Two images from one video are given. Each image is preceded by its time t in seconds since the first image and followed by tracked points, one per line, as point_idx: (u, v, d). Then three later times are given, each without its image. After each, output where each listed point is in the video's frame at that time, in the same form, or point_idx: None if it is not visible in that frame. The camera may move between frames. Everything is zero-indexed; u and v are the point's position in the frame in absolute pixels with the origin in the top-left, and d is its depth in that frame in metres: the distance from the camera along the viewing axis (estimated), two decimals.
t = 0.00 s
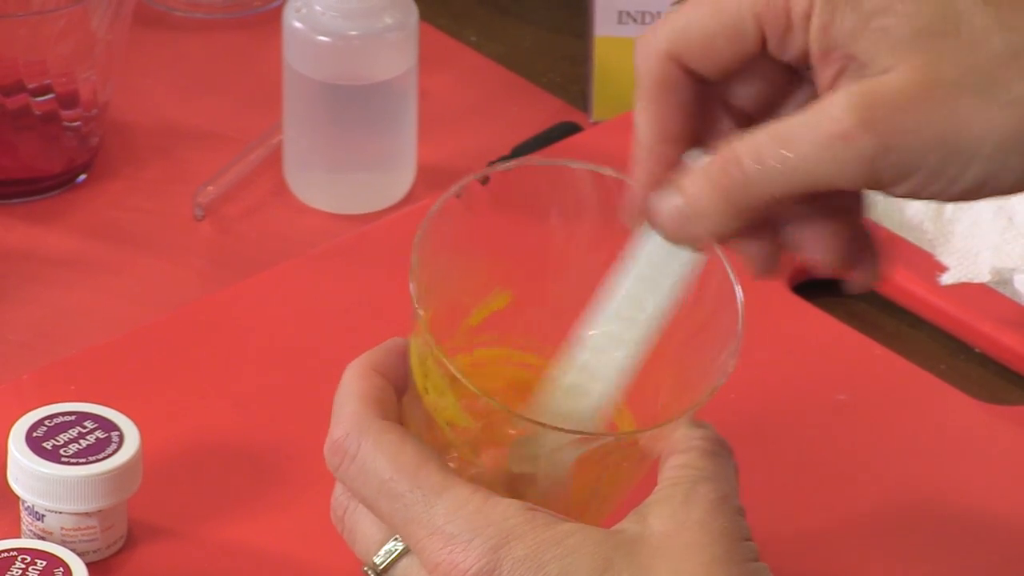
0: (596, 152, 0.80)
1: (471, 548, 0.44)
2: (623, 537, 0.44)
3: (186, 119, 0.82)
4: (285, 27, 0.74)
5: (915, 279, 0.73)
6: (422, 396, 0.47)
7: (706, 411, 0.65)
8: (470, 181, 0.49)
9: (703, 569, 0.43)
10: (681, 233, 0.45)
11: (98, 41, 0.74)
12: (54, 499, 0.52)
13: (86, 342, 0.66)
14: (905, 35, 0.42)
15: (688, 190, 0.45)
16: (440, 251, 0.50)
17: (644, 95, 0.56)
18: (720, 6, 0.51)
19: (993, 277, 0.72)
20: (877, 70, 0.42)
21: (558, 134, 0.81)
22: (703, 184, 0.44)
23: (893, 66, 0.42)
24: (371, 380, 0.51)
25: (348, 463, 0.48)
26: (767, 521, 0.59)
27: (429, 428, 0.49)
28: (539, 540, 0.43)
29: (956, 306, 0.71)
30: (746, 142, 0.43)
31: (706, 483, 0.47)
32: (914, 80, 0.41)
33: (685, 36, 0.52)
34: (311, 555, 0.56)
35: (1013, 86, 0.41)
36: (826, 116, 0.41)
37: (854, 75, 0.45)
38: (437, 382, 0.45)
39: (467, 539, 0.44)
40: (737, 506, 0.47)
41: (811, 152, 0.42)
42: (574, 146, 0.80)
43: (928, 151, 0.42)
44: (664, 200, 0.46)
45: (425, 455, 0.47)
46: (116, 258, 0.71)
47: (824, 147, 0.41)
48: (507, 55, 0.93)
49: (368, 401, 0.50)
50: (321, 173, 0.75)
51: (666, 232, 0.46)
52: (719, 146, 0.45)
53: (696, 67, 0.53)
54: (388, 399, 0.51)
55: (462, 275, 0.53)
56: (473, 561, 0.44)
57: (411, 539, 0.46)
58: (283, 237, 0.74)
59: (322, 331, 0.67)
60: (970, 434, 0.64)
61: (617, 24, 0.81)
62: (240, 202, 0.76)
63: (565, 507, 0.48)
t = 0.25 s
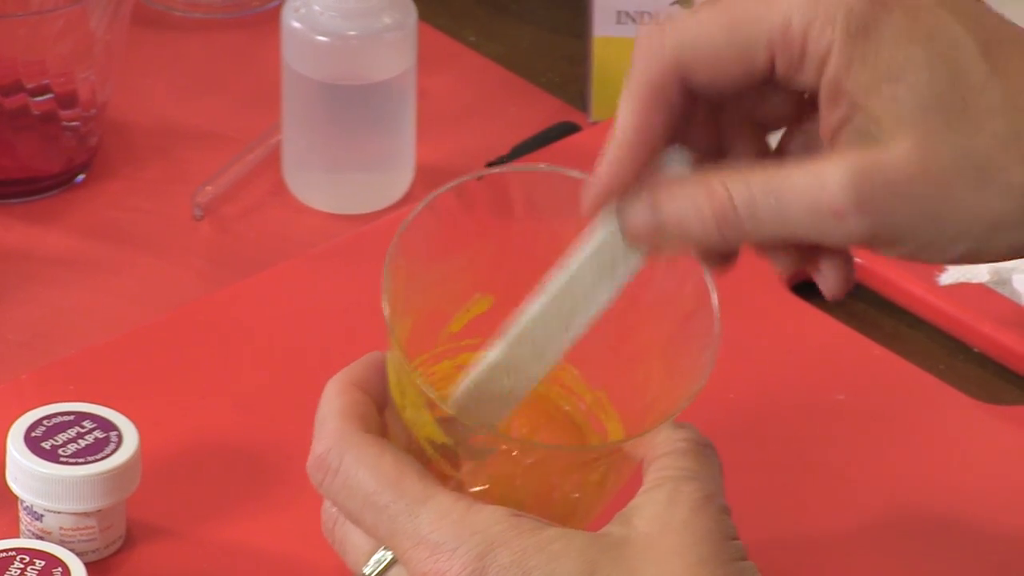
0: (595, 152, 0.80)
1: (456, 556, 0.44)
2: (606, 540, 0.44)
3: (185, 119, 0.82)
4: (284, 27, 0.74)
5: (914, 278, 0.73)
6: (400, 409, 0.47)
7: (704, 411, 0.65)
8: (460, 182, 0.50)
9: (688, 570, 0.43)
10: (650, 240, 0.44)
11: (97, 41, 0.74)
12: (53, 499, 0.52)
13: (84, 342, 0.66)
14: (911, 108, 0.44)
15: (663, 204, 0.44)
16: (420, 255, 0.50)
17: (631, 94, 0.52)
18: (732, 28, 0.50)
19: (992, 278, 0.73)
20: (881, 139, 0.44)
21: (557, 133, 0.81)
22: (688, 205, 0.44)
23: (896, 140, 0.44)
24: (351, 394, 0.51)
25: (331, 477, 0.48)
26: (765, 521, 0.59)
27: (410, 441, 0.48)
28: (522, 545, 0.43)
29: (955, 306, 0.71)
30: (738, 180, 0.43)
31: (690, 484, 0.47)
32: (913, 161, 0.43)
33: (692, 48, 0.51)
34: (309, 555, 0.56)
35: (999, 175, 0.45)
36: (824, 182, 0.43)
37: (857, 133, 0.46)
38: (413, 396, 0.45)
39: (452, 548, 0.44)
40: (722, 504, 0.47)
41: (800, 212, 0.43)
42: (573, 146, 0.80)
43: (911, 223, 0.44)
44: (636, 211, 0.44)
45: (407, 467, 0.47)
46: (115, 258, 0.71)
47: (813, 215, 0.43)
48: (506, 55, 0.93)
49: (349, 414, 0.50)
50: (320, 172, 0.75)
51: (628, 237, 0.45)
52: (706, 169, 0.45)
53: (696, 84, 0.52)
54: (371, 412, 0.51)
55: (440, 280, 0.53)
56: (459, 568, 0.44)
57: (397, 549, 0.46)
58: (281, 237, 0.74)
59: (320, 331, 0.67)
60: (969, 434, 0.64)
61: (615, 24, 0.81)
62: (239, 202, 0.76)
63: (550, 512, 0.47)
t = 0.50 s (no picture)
0: (594, 152, 0.80)
1: (461, 554, 0.44)
2: (611, 540, 0.44)
3: (184, 119, 0.82)
4: (283, 27, 0.74)
5: (913, 278, 0.73)
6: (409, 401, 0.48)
7: (704, 411, 0.65)
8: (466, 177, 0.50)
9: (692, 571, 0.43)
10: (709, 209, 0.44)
11: (96, 41, 0.74)
12: (52, 500, 0.52)
13: (83, 343, 0.66)
14: (945, 31, 0.43)
15: (716, 167, 0.43)
16: (430, 248, 0.50)
17: (663, 77, 0.54)
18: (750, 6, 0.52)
19: (991, 277, 0.73)
20: (918, 66, 0.44)
21: (556, 134, 0.81)
22: (737, 163, 0.43)
23: (935, 61, 0.43)
24: (360, 386, 0.51)
25: (337, 472, 0.48)
26: (764, 521, 0.59)
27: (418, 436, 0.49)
28: (527, 545, 0.44)
29: (954, 306, 0.71)
30: (787, 131, 0.43)
31: (696, 484, 0.47)
32: (956, 76, 0.43)
33: (714, 22, 0.52)
34: (308, 556, 0.56)
35: None
36: (871, 112, 0.42)
37: (896, 61, 0.46)
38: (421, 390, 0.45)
39: (457, 546, 0.44)
40: (728, 505, 0.47)
41: (850, 145, 0.42)
42: (572, 147, 0.80)
43: (965, 143, 0.43)
44: (688, 179, 0.44)
45: (414, 463, 0.47)
46: (114, 258, 0.71)
47: (864, 136, 0.42)
48: (506, 55, 0.93)
49: (357, 410, 0.50)
50: (319, 173, 0.75)
51: (688, 209, 0.44)
52: (749, 126, 0.45)
53: (722, 54, 0.53)
54: (379, 407, 0.51)
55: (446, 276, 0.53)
56: (463, 566, 0.44)
57: (402, 546, 0.46)
58: (280, 237, 0.74)
59: (319, 331, 0.67)
60: (968, 434, 0.64)
61: (615, 24, 0.81)
62: (238, 202, 0.76)
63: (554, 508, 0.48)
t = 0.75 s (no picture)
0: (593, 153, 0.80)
1: (452, 562, 0.44)
2: (602, 543, 0.44)
3: (182, 119, 0.82)
4: (281, 28, 0.74)
5: (912, 278, 0.73)
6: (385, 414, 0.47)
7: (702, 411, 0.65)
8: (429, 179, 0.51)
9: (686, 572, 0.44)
10: (710, 56, 0.45)
11: (94, 41, 0.74)
12: (51, 500, 0.52)
13: (81, 344, 0.66)
14: None
15: (733, 28, 0.45)
16: (394, 257, 0.51)
17: None
18: None
19: (988, 277, 0.71)
20: None
21: (554, 134, 0.81)
22: (758, 25, 0.45)
23: None
24: (339, 401, 0.51)
25: (323, 487, 0.48)
26: (762, 522, 0.59)
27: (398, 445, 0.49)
28: (518, 551, 0.44)
29: (952, 307, 0.71)
30: None
31: (685, 479, 0.47)
32: None
33: None
34: (306, 557, 0.56)
35: None
36: None
37: None
38: (394, 400, 0.45)
39: (447, 554, 0.44)
40: (717, 498, 0.47)
41: (863, 22, 0.45)
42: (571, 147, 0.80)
43: (976, 45, 0.47)
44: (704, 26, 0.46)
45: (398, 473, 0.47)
46: (113, 258, 0.71)
47: (875, 21, 0.45)
48: (504, 55, 0.93)
49: (338, 423, 0.50)
50: (317, 173, 0.75)
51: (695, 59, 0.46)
52: None
53: None
54: (361, 419, 0.51)
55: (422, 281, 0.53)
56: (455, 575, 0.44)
57: (393, 556, 0.46)
58: (279, 237, 0.74)
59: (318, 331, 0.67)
60: (966, 435, 0.64)
61: (613, 25, 0.82)
62: (237, 202, 0.76)
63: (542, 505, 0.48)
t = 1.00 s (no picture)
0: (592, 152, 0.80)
1: (445, 565, 0.44)
2: (594, 543, 0.44)
3: (181, 118, 0.82)
4: (280, 27, 0.74)
5: (911, 278, 0.73)
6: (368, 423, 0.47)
7: (701, 410, 0.65)
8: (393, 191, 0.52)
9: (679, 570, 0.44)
10: None
11: (93, 40, 0.74)
12: (49, 499, 0.52)
13: (79, 344, 0.66)
14: None
15: None
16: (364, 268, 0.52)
17: None
18: None
19: (988, 276, 0.71)
20: None
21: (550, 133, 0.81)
22: None
23: None
24: (323, 412, 0.51)
25: (312, 498, 0.48)
26: (761, 521, 0.59)
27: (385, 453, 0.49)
28: (511, 552, 0.44)
29: (951, 306, 0.71)
30: None
31: (674, 476, 0.47)
32: None
33: None
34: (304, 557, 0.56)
35: None
36: None
37: None
38: (375, 407, 0.45)
39: (440, 557, 0.44)
40: (706, 493, 0.47)
41: None
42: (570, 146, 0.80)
43: None
44: None
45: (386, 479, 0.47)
46: (112, 258, 0.71)
47: None
48: (503, 55, 0.93)
49: (325, 435, 0.50)
50: (316, 173, 0.75)
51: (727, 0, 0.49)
52: None
53: None
54: (346, 429, 0.51)
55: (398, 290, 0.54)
56: None
57: (385, 562, 0.46)
58: (277, 237, 0.74)
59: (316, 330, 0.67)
60: (966, 434, 0.64)
61: (612, 23, 0.82)
62: (235, 201, 0.76)
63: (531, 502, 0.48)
